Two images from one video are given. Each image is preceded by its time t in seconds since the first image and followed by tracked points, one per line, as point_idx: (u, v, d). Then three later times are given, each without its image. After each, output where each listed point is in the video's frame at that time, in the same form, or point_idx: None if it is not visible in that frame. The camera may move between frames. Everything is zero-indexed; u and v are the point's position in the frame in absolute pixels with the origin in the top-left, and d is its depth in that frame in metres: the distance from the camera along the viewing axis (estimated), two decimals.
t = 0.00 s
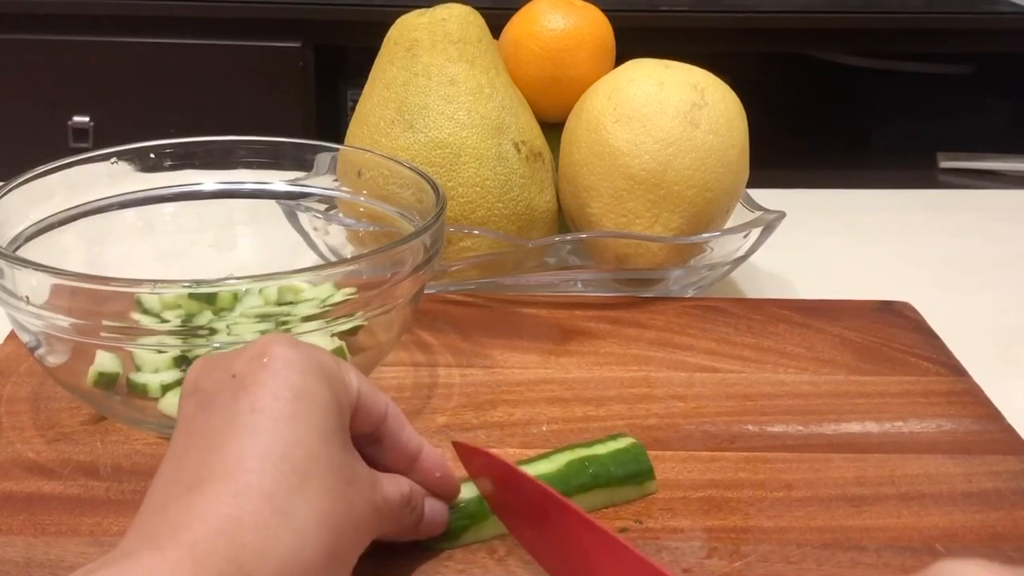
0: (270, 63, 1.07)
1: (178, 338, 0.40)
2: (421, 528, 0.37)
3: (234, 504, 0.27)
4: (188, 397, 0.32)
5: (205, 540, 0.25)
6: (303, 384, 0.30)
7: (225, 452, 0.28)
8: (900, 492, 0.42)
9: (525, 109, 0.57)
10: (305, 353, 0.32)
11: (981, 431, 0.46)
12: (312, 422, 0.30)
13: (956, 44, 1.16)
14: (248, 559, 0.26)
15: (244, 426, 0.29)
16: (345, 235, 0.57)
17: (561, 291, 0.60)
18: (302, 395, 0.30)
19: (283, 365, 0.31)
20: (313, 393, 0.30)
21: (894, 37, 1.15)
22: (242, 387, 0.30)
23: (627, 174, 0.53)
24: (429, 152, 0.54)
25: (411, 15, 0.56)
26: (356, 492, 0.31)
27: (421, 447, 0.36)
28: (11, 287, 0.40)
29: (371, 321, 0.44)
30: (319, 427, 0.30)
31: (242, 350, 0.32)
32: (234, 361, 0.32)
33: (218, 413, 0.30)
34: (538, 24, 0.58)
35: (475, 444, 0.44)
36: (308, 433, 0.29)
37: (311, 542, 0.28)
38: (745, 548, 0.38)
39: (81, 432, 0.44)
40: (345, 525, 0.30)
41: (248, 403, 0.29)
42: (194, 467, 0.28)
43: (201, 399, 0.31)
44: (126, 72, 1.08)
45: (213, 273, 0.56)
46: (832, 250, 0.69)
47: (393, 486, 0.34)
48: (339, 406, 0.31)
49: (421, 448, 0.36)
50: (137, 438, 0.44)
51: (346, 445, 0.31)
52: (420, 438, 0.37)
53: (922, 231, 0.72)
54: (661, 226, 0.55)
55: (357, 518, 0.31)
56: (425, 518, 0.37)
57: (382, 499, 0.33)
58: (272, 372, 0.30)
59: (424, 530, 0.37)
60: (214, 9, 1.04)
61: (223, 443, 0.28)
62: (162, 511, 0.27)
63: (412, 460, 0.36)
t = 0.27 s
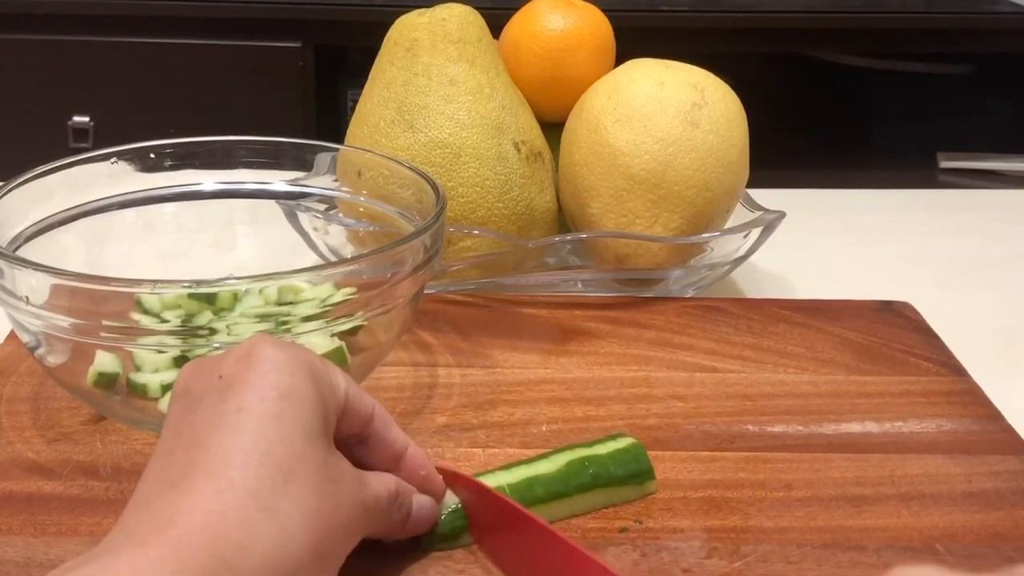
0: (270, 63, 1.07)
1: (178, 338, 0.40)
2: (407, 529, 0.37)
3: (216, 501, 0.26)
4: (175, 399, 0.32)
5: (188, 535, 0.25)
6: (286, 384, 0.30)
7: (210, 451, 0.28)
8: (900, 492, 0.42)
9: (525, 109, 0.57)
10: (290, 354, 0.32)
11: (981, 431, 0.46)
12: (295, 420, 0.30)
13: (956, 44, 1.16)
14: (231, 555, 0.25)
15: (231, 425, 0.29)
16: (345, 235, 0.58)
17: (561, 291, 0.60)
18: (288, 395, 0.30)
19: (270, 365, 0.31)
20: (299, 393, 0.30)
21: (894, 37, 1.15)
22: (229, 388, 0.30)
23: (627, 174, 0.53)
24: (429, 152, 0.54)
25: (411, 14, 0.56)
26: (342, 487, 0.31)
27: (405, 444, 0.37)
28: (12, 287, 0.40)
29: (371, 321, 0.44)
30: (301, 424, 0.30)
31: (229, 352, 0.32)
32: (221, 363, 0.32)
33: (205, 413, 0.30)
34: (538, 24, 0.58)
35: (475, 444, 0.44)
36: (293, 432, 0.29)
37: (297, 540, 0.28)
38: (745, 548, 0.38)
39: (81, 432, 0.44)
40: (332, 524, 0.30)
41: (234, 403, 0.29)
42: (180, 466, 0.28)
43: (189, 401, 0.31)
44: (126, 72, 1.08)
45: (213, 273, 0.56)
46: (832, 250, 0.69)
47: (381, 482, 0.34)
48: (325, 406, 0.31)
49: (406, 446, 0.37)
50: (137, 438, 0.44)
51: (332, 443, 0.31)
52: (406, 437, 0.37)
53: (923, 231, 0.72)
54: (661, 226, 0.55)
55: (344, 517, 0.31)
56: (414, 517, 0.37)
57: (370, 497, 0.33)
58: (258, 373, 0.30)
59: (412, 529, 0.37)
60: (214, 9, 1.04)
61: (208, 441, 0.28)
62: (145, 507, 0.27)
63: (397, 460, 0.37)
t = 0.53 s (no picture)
0: (270, 63, 1.07)
1: (178, 338, 0.40)
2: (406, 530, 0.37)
3: (214, 516, 0.26)
4: (169, 409, 0.32)
5: (185, 552, 0.25)
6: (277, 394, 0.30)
7: (203, 464, 0.28)
8: (900, 492, 0.42)
9: (525, 109, 0.57)
10: (281, 360, 0.32)
11: (981, 431, 0.46)
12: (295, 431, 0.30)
13: (956, 44, 1.16)
14: (228, 570, 0.26)
15: (224, 437, 0.29)
16: (345, 235, 0.57)
17: (561, 291, 0.60)
18: (279, 403, 0.30)
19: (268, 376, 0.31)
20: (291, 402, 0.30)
21: (894, 37, 1.15)
22: (220, 399, 0.30)
23: (627, 174, 0.53)
24: (429, 152, 0.54)
25: (411, 14, 0.56)
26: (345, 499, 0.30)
27: (399, 443, 0.37)
28: (12, 287, 0.40)
29: (371, 321, 0.44)
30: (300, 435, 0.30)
31: (219, 359, 0.32)
32: (211, 370, 0.32)
33: (197, 425, 0.30)
34: (538, 24, 0.58)
35: (475, 444, 0.44)
36: (285, 442, 0.29)
37: (294, 551, 0.28)
38: (745, 548, 0.38)
39: (81, 432, 0.44)
40: (327, 532, 0.30)
41: (227, 414, 0.29)
42: (173, 481, 0.28)
43: (182, 412, 0.31)
44: (126, 72, 1.08)
45: (213, 273, 0.56)
46: (832, 250, 0.69)
47: (380, 490, 0.34)
48: (317, 412, 0.31)
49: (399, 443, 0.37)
50: (137, 438, 0.44)
51: (325, 450, 0.31)
52: (397, 435, 0.37)
53: (923, 231, 0.72)
54: (661, 226, 0.55)
55: (341, 524, 0.31)
56: (413, 523, 0.37)
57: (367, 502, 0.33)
58: (250, 382, 0.30)
59: (413, 534, 0.37)
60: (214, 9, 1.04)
61: (201, 454, 0.28)
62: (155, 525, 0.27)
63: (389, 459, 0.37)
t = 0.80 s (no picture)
0: (270, 63, 1.07)
1: (179, 337, 0.40)
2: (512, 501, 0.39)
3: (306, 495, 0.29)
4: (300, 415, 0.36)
5: (347, 499, 0.29)
6: (379, 427, 0.34)
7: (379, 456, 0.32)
8: (899, 492, 0.42)
9: (525, 109, 0.57)
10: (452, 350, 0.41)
11: (981, 431, 0.46)
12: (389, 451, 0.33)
13: (956, 43, 1.16)
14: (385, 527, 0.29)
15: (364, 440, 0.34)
16: (345, 235, 0.57)
17: (562, 292, 0.60)
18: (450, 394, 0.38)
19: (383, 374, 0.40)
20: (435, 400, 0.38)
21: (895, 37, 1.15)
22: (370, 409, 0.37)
23: (627, 174, 0.53)
24: (429, 152, 0.54)
25: (411, 14, 0.56)
26: (457, 509, 0.33)
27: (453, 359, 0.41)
28: (13, 287, 0.40)
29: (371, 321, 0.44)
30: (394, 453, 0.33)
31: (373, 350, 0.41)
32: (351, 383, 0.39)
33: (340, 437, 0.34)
34: (538, 24, 0.58)
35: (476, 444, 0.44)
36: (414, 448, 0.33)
37: (432, 546, 0.31)
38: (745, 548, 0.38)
39: (81, 432, 0.44)
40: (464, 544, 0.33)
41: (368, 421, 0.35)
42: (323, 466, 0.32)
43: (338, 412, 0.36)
44: (127, 72, 1.08)
45: (213, 273, 0.56)
46: (832, 250, 0.69)
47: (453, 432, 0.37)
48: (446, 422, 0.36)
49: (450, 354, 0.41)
50: (137, 438, 0.44)
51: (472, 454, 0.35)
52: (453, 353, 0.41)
53: (923, 231, 0.72)
54: (661, 226, 0.55)
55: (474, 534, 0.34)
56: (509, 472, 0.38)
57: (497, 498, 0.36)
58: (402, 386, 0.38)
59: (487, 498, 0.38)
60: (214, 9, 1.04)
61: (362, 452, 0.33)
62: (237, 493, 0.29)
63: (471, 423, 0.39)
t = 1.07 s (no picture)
0: (271, 63, 1.07)
1: (180, 337, 0.40)
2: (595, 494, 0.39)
3: (356, 480, 0.30)
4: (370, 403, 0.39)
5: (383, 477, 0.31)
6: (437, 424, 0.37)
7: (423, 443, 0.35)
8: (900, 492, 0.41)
9: (525, 109, 0.57)
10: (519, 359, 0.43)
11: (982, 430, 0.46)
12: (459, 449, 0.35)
13: (956, 43, 1.16)
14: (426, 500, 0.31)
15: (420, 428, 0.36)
16: (345, 235, 0.58)
17: (562, 291, 0.60)
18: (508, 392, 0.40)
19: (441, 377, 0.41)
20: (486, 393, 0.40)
21: (895, 36, 1.15)
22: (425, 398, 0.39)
23: (627, 174, 0.53)
24: (429, 152, 0.54)
25: (411, 14, 0.56)
26: (506, 495, 0.34)
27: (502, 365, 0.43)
28: (14, 287, 0.40)
29: (371, 321, 0.44)
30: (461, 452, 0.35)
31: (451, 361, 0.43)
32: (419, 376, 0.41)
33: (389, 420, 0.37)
34: (538, 24, 0.58)
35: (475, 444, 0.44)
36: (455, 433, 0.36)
37: (478, 496, 0.33)
38: (745, 548, 0.38)
39: (82, 432, 0.44)
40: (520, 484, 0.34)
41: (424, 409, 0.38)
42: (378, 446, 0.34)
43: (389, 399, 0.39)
44: (127, 72, 1.08)
45: (213, 274, 0.56)
46: (832, 250, 0.69)
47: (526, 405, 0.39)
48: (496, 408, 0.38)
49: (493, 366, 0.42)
50: (137, 438, 0.44)
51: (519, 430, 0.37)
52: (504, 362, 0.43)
53: (923, 231, 0.72)
54: (661, 226, 0.55)
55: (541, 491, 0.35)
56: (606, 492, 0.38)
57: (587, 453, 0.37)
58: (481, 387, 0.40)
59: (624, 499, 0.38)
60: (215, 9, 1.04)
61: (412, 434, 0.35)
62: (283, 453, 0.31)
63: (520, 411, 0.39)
